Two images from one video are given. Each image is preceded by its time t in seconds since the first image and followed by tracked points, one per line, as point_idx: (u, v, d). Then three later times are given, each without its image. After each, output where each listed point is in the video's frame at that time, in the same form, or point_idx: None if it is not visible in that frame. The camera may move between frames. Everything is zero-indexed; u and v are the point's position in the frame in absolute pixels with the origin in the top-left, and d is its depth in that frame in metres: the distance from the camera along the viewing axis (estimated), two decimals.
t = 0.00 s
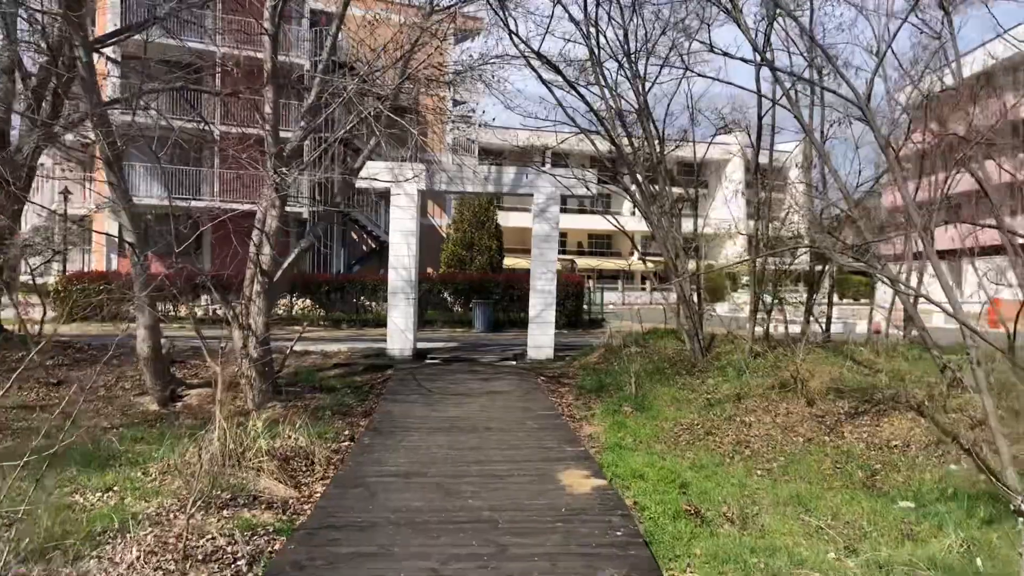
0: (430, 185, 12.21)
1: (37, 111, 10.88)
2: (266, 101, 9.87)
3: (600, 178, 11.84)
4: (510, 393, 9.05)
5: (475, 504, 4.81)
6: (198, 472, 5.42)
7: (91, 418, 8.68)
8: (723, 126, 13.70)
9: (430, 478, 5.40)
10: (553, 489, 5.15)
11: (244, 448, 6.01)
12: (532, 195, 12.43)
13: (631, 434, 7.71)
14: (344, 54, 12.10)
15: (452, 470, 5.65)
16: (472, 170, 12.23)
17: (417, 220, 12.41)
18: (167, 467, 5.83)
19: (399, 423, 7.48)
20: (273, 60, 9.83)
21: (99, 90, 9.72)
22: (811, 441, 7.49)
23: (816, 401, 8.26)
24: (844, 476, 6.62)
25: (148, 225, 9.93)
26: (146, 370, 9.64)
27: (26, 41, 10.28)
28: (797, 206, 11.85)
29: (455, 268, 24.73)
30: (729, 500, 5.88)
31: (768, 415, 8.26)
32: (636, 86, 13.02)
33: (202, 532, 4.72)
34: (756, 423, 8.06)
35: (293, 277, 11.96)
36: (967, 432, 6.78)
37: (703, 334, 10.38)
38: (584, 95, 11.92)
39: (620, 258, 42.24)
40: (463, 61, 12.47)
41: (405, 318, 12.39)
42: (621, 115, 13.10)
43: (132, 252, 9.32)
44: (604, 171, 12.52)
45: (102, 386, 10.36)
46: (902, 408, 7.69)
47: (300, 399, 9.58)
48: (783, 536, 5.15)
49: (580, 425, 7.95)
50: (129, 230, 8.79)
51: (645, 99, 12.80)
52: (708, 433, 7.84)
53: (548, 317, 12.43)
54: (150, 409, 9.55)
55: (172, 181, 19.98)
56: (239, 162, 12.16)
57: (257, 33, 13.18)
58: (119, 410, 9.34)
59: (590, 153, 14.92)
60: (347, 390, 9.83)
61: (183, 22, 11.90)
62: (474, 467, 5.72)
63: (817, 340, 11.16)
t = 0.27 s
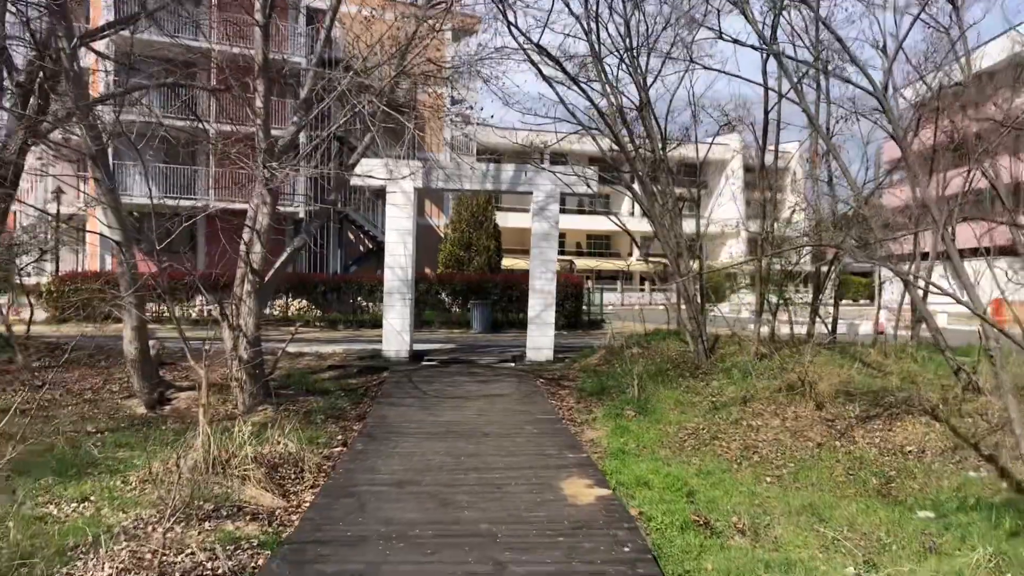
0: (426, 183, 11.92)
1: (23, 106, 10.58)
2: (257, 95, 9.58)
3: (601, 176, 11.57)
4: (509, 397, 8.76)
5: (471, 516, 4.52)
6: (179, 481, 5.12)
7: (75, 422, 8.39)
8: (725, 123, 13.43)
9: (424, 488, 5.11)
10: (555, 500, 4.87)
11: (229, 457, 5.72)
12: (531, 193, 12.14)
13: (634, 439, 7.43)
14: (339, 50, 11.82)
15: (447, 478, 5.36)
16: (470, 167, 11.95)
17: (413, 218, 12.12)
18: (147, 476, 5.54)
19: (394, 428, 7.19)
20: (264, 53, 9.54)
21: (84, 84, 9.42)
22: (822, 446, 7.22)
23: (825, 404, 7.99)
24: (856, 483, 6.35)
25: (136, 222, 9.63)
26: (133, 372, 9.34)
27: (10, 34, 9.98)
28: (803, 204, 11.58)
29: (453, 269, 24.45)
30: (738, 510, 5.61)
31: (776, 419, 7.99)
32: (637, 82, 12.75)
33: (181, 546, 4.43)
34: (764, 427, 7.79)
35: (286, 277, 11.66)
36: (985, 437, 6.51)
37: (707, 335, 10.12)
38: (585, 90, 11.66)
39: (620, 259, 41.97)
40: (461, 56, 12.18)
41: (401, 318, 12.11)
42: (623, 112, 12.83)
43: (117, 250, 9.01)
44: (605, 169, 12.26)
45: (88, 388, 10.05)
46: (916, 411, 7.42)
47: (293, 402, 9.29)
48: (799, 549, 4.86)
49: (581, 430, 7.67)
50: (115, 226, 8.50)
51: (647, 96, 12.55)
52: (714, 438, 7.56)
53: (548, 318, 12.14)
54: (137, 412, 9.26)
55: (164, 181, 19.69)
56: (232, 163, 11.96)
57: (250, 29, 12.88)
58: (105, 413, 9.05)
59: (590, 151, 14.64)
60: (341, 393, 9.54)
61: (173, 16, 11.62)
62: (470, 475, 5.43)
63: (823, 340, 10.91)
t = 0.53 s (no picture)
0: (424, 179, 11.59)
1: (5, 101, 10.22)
2: (248, 87, 9.22)
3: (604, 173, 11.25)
4: (510, 401, 8.42)
5: (470, 533, 4.21)
6: (158, 492, 4.80)
7: (58, 427, 8.06)
8: (730, 121, 13.10)
9: (421, 500, 4.79)
10: (560, 515, 4.55)
11: (213, 467, 5.39)
12: (531, 190, 11.81)
13: (640, 445, 7.11)
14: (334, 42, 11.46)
15: (446, 490, 5.05)
16: (469, 163, 11.61)
17: (410, 216, 11.78)
18: (126, 486, 5.21)
19: (390, 434, 6.86)
20: (256, 44, 9.19)
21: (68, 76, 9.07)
22: (837, 453, 6.90)
23: (839, 408, 7.68)
24: (877, 493, 6.04)
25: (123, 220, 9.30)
26: (120, 375, 9.02)
27: None
28: (812, 202, 11.25)
29: (451, 268, 24.11)
30: (753, 522, 5.29)
31: (788, 424, 7.68)
32: (640, 77, 12.41)
33: (157, 565, 4.11)
34: (775, 432, 7.47)
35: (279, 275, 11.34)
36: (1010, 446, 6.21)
37: (713, 336, 9.81)
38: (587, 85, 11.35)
39: (620, 259, 41.65)
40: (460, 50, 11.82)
41: (398, 319, 11.77)
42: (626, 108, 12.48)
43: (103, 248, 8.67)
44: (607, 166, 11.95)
45: (74, 391, 9.72)
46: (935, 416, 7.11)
47: (285, 406, 8.97)
48: (821, 566, 4.56)
49: (585, 436, 7.35)
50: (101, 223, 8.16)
51: (650, 91, 12.22)
52: (723, 445, 7.25)
53: (549, 318, 11.81)
54: (124, 417, 8.92)
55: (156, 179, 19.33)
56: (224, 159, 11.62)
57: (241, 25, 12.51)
58: (90, 417, 8.72)
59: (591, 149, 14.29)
60: (335, 396, 9.24)
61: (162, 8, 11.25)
62: (471, 485, 5.11)
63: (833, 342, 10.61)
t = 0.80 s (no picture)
0: (420, 177, 11.33)
1: None
2: (238, 82, 8.95)
3: (605, 172, 11.00)
4: (507, 405, 8.17)
5: (465, 550, 3.96)
6: (135, 504, 4.54)
7: (42, 433, 7.81)
8: (732, 118, 12.86)
9: (414, 514, 4.54)
10: (561, 529, 4.30)
11: (195, 477, 5.13)
12: (530, 188, 11.55)
13: (644, 451, 6.86)
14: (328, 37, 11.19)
15: (440, 501, 4.80)
16: (466, 161, 11.36)
17: (406, 216, 11.51)
18: (103, 498, 4.95)
19: (383, 441, 6.61)
20: (246, 37, 8.92)
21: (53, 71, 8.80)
22: (847, 459, 6.66)
23: (848, 413, 7.43)
24: (890, 501, 5.79)
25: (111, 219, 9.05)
26: (106, 379, 8.76)
27: None
28: (817, 200, 11.00)
29: (449, 269, 23.87)
30: (762, 534, 5.04)
31: (795, 428, 7.44)
32: (641, 73, 12.16)
33: None
34: (783, 438, 7.23)
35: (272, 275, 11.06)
36: None
37: (717, 338, 9.57)
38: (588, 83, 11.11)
39: (620, 259, 41.46)
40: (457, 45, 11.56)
41: (393, 320, 11.51)
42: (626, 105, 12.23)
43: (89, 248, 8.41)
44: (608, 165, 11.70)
45: (59, 395, 9.46)
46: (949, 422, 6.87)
47: (277, 410, 8.71)
48: None
49: (585, 442, 7.10)
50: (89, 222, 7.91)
51: (651, 88, 11.97)
52: (728, 451, 7.01)
53: (547, 319, 11.56)
54: (111, 421, 8.67)
55: (150, 177, 19.04)
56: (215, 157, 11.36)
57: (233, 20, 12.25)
58: (75, 423, 8.47)
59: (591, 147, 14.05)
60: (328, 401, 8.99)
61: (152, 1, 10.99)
62: (466, 497, 4.86)
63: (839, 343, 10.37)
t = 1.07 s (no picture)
0: (416, 173, 10.98)
1: None
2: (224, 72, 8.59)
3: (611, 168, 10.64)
4: (506, 410, 7.83)
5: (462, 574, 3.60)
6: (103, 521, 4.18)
7: (19, 439, 7.46)
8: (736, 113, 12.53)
9: (406, 531, 4.19)
10: (565, 549, 3.96)
11: (171, 489, 4.78)
12: (529, 185, 11.21)
13: (650, 460, 6.52)
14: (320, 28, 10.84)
15: (435, 517, 4.44)
16: (463, 156, 11.01)
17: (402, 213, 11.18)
18: (71, 513, 4.58)
19: (375, 448, 6.26)
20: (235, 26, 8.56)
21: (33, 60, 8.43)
22: (864, 467, 6.32)
23: (863, 418, 7.10)
24: (912, 513, 5.46)
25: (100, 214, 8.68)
26: (89, 381, 8.42)
27: None
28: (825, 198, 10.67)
29: (447, 268, 23.54)
30: (779, 550, 4.70)
31: (807, 434, 7.11)
32: (644, 67, 11.82)
33: None
34: (794, 445, 6.89)
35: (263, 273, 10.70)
36: None
37: (724, 341, 9.22)
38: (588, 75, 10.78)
39: (619, 259, 41.17)
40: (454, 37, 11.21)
41: (389, 321, 11.16)
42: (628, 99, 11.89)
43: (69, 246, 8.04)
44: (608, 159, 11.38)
45: (40, 399, 9.10)
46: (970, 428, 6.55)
47: (266, 415, 8.36)
48: None
49: (586, 450, 6.75)
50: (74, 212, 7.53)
51: (654, 82, 11.64)
52: (738, 458, 6.67)
53: (547, 320, 11.21)
54: (92, 426, 8.31)
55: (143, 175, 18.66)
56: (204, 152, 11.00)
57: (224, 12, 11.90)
58: (55, 427, 8.12)
59: (591, 143, 13.71)
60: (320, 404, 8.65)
61: None
62: (463, 512, 4.51)
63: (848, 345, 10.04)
